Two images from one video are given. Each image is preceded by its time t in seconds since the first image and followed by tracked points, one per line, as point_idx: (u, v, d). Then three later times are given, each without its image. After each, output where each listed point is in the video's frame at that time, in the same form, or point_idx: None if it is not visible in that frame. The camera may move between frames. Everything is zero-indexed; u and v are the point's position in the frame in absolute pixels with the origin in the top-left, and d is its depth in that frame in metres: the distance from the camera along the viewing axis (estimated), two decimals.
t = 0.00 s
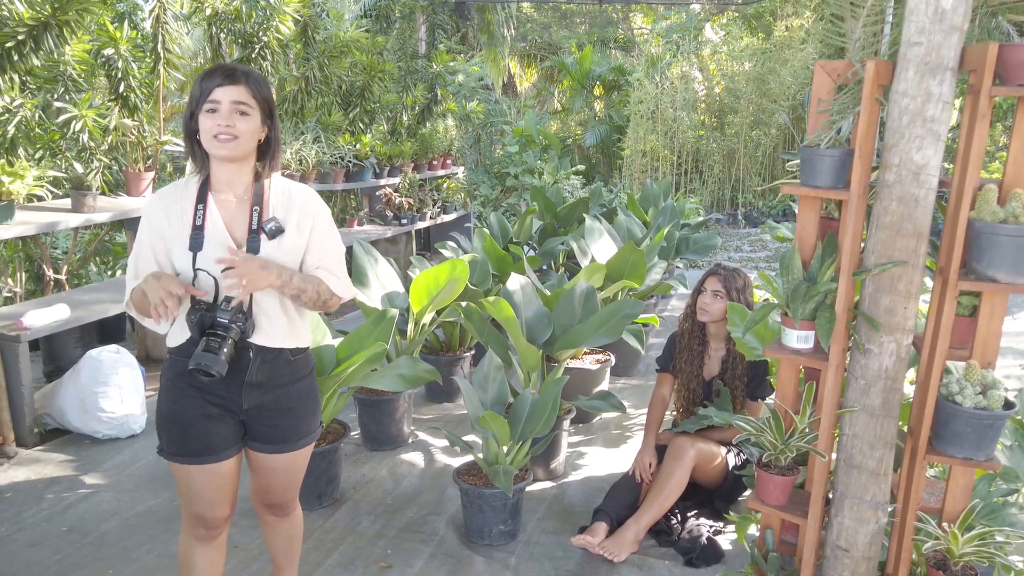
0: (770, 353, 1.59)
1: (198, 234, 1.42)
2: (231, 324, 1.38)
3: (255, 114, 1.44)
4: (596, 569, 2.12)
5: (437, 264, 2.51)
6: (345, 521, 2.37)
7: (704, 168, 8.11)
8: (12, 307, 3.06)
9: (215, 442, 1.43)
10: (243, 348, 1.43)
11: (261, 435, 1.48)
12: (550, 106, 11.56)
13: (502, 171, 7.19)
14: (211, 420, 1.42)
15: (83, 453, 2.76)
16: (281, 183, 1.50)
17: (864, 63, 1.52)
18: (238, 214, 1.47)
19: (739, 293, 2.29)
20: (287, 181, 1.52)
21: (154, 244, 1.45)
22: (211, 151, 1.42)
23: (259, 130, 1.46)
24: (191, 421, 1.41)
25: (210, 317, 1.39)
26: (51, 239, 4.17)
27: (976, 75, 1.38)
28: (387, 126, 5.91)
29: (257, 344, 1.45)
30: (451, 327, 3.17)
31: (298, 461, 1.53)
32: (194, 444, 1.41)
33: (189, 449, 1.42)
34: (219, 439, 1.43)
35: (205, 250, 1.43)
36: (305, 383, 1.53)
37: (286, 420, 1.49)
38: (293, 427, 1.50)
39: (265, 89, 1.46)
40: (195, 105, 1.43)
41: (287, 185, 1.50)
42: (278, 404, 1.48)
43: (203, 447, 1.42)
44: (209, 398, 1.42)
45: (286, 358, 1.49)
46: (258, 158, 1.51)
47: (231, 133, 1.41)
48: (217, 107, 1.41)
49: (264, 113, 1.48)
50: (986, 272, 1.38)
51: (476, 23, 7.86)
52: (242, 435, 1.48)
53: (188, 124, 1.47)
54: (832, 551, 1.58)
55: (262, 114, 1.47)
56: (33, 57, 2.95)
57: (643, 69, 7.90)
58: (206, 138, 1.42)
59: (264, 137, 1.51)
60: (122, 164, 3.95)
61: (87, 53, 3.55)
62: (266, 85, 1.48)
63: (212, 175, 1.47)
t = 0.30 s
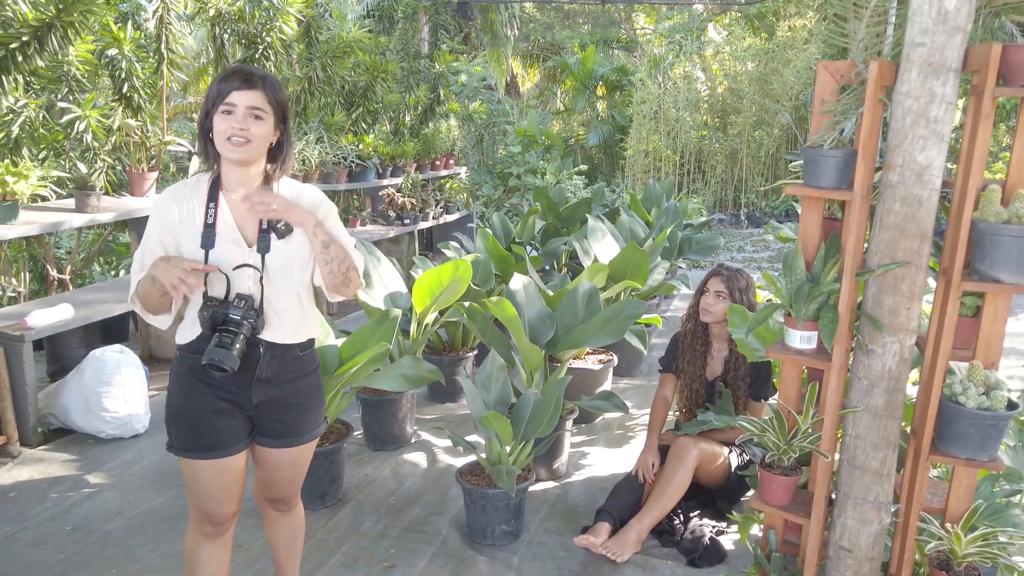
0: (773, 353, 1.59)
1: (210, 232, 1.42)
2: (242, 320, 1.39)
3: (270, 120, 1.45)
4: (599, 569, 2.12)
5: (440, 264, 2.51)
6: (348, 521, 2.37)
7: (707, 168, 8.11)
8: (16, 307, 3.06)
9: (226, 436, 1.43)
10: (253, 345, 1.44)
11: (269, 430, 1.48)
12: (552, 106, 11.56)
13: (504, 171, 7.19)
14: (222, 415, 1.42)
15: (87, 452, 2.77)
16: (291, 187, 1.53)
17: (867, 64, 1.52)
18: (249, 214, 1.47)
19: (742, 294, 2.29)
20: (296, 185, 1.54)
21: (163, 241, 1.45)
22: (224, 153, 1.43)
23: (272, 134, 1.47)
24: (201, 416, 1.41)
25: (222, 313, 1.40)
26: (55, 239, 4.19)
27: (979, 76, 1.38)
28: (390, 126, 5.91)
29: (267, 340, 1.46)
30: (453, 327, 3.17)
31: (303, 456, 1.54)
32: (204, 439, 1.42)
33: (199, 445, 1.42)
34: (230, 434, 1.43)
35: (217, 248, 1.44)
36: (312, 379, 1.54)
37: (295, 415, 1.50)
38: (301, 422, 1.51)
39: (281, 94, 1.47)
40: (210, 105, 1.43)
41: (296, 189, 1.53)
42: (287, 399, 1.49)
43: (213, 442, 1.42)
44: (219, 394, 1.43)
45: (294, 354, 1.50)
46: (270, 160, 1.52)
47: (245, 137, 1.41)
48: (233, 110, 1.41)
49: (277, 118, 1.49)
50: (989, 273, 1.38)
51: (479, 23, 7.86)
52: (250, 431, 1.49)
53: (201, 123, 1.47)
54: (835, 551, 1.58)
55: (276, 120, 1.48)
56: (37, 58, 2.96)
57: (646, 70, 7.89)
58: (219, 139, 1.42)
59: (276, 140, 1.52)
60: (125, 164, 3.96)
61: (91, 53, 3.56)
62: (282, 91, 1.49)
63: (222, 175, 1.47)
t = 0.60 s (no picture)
0: (778, 353, 1.59)
1: (227, 228, 1.43)
2: (261, 314, 1.40)
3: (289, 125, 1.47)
4: (603, 569, 2.12)
5: (444, 264, 2.51)
6: (352, 520, 2.37)
7: (710, 168, 8.11)
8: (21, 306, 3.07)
9: (246, 429, 1.44)
10: (271, 337, 1.45)
11: (285, 423, 1.49)
12: (555, 107, 11.58)
13: (507, 171, 7.20)
14: (241, 408, 1.43)
15: (91, 452, 2.77)
16: (303, 185, 1.53)
17: (873, 63, 1.52)
18: (266, 213, 1.49)
19: (746, 294, 2.29)
20: (308, 183, 1.54)
21: (180, 239, 1.45)
22: (244, 157, 1.45)
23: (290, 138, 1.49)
24: (221, 410, 1.42)
25: (241, 308, 1.41)
26: (60, 238, 4.20)
27: (985, 75, 1.38)
28: (393, 126, 5.91)
29: (284, 334, 1.46)
30: (457, 327, 3.17)
31: (316, 447, 1.55)
32: (223, 432, 1.42)
33: (217, 437, 1.42)
34: (249, 426, 1.44)
35: (234, 245, 1.45)
36: (326, 370, 1.56)
37: (309, 406, 1.51)
38: (317, 413, 1.52)
39: (298, 99, 1.49)
40: (230, 107, 1.44)
41: (309, 187, 1.53)
42: (304, 390, 1.50)
43: (231, 435, 1.43)
44: (239, 387, 1.43)
45: (310, 345, 1.51)
46: (284, 160, 1.54)
47: (266, 143, 1.44)
48: (255, 114, 1.43)
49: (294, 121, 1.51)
50: (995, 273, 1.38)
51: (482, 23, 7.86)
52: (267, 423, 1.50)
53: (219, 123, 1.48)
54: (840, 551, 1.58)
55: (293, 124, 1.50)
56: (42, 58, 2.96)
57: (649, 70, 7.88)
58: (240, 143, 1.44)
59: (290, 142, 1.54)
60: (130, 164, 3.96)
61: (96, 53, 3.57)
62: (298, 94, 1.51)
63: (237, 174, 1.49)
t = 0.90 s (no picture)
0: (782, 353, 1.58)
1: (244, 226, 1.45)
2: (277, 310, 1.43)
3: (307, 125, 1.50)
4: (605, 569, 2.12)
5: (447, 264, 2.51)
6: (355, 520, 2.38)
7: (713, 168, 8.11)
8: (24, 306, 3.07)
9: (265, 421, 1.46)
10: (287, 332, 1.48)
11: (303, 414, 1.52)
12: (558, 107, 11.57)
13: (509, 171, 7.19)
14: (262, 401, 1.45)
15: (94, 451, 2.78)
16: (316, 184, 1.55)
17: (877, 63, 1.51)
18: (281, 212, 1.51)
19: (750, 294, 2.29)
20: (321, 183, 1.56)
21: (196, 237, 1.47)
22: (264, 155, 1.46)
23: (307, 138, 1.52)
24: (242, 403, 1.44)
25: (258, 303, 1.43)
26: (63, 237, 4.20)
27: (990, 75, 1.38)
28: (396, 126, 5.91)
29: (300, 327, 1.49)
30: (459, 327, 3.17)
31: (328, 436, 1.57)
32: (243, 425, 1.44)
33: (236, 430, 1.44)
34: (269, 419, 1.46)
35: (250, 242, 1.47)
36: (341, 361, 1.58)
37: (325, 395, 1.54)
38: (333, 402, 1.55)
39: (315, 99, 1.52)
40: (252, 107, 1.45)
41: (321, 186, 1.55)
42: (321, 381, 1.53)
43: (251, 428, 1.45)
44: (258, 381, 1.45)
45: (324, 338, 1.53)
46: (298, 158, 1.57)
47: (288, 142, 1.46)
48: (276, 114, 1.44)
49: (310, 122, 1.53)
50: (1000, 273, 1.38)
51: (485, 23, 7.86)
52: (285, 415, 1.52)
53: (236, 123, 1.49)
54: (844, 552, 1.58)
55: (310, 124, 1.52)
56: (46, 58, 2.96)
57: (652, 70, 7.87)
58: (261, 143, 1.45)
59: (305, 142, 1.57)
60: (133, 164, 3.96)
61: (99, 53, 3.57)
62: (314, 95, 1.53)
63: (254, 172, 1.50)
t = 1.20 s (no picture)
0: (785, 353, 1.58)
1: (253, 226, 1.46)
2: (286, 307, 1.43)
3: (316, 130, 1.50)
4: (608, 569, 2.12)
5: (450, 264, 2.51)
6: (357, 519, 2.38)
7: (715, 168, 8.10)
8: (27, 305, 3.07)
9: (274, 417, 1.46)
10: (295, 329, 1.48)
11: (312, 409, 1.52)
12: (560, 106, 11.57)
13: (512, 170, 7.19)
14: (271, 397, 1.46)
15: (97, 450, 2.78)
16: (323, 183, 1.55)
17: (880, 62, 1.51)
18: (289, 211, 1.52)
19: (753, 294, 2.29)
20: (328, 182, 1.57)
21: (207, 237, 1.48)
22: (273, 160, 1.47)
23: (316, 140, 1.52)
24: (251, 399, 1.44)
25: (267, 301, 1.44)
26: (66, 237, 4.21)
27: (994, 74, 1.37)
28: (398, 126, 5.91)
29: (309, 324, 1.49)
30: (462, 327, 3.17)
31: (336, 432, 1.57)
32: (250, 420, 1.44)
33: (244, 425, 1.44)
34: (278, 415, 1.47)
35: (259, 242, 1.48)
36: (350, 357, 1.58)
37: (334, 390, 1.54)
38: (341, 398, 1.55)
39: (323, 100, 1.51)
40: (262, 111, 1.45)
41: (328, 185, 1.55)
42: (329, 376, 1.53)
43: (257, 422, 1.45)
44: (268, 377, 1.46)
45: (332, 334, 1.53)
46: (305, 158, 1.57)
47: (297, 148, 1.46)
48: (285, 121, 1.45)
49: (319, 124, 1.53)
50: (1004, 272, 1.38)
51: (487, 23, 7.86)
52: (294, 411, 1.52)
53: (245, 127, 1.49)
54: (846, 552, 1.57)
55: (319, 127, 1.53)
56: (49, 58, 2.96)
57: (655, 69, 7.86)
58: (270, 148, 1.46)
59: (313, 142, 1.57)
60: (135, 164, 3.96)
61: (101, 53, 3.57)
62: (322, 95, 1.53)
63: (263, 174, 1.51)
